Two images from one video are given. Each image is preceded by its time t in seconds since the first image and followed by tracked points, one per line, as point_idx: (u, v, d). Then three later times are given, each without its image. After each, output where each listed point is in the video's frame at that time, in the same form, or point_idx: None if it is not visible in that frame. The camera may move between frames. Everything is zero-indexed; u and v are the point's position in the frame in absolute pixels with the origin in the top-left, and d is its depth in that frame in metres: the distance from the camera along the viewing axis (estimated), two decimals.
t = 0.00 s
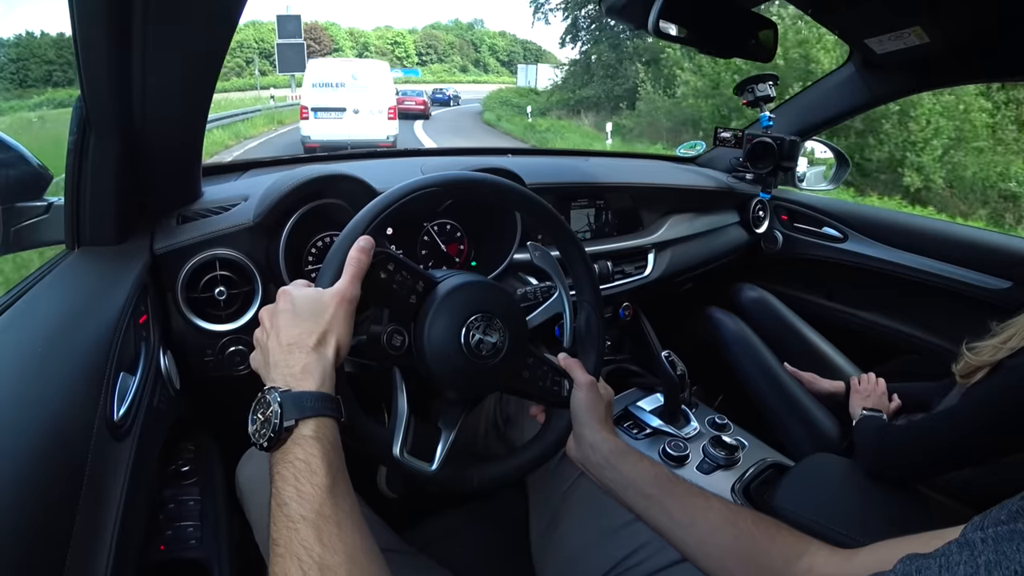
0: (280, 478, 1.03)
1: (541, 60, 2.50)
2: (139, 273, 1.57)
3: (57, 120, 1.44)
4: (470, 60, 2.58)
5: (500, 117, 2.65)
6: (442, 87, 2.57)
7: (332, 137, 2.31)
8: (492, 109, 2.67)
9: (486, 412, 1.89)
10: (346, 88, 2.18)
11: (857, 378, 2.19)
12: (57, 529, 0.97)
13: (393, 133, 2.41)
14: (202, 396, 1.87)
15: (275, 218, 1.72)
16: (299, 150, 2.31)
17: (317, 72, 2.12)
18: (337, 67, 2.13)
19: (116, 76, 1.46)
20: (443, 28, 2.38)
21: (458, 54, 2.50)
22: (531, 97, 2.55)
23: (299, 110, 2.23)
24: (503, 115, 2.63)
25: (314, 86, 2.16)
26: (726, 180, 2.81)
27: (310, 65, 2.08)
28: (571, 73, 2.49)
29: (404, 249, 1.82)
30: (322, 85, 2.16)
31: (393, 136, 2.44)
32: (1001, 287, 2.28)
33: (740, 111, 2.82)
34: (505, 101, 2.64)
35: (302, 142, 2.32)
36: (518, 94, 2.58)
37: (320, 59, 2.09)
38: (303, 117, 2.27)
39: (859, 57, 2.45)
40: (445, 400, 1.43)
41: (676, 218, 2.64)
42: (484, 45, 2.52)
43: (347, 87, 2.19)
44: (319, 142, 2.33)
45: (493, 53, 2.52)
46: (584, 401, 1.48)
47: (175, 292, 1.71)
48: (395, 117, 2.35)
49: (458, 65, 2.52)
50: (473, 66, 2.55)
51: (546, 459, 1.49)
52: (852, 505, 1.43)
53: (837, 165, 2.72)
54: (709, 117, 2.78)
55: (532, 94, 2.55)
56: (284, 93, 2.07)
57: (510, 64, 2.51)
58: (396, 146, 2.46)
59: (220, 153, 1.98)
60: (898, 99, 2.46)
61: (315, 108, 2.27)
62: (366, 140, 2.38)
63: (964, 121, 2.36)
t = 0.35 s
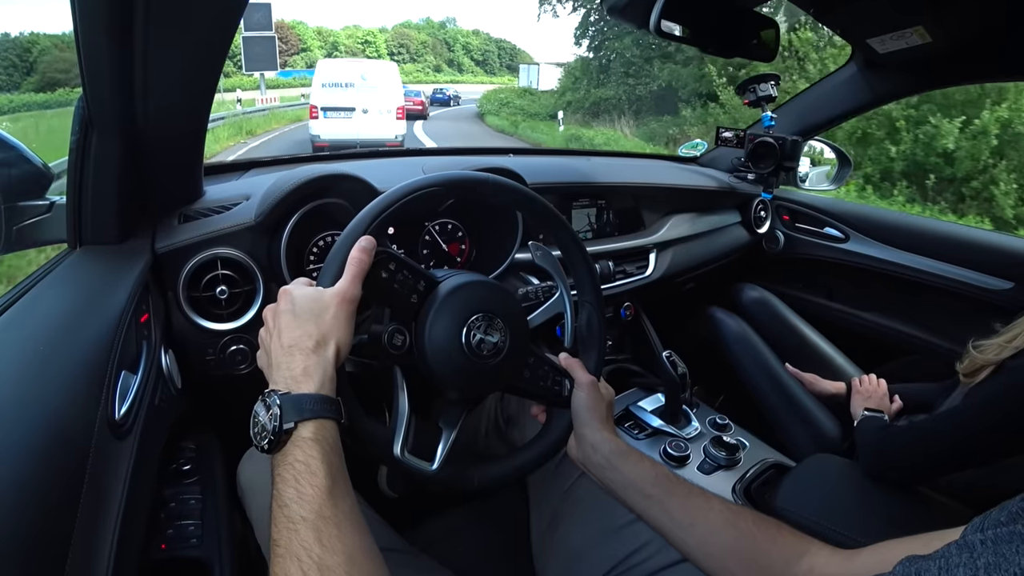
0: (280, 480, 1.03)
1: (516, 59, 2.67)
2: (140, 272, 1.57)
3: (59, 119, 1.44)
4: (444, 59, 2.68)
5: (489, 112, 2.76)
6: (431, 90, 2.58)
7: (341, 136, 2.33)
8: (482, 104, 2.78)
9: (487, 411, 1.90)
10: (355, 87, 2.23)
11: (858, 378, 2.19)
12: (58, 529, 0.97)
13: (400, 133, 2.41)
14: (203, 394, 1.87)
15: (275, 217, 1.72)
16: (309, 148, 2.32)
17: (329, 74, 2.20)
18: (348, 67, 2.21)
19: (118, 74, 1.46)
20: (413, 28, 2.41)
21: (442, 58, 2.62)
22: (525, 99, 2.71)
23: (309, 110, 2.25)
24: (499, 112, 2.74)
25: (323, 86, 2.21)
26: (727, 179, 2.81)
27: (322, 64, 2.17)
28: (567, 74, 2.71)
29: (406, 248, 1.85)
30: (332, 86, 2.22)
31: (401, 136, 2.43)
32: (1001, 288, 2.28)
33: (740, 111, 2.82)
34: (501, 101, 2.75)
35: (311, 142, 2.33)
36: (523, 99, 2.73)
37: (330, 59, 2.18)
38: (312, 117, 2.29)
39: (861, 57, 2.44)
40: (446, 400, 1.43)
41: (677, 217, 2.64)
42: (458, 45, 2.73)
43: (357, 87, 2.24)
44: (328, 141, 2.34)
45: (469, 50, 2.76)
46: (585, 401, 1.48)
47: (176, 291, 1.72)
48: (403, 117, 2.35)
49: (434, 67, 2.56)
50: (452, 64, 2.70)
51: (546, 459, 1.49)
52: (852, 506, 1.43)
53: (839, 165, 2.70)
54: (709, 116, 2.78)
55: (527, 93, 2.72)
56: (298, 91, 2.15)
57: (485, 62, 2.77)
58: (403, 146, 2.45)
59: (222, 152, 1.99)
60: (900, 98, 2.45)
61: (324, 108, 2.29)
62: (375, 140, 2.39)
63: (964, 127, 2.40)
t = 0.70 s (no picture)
0: (286, 484, 1.04)
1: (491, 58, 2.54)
2: (141, 274, 1.57)
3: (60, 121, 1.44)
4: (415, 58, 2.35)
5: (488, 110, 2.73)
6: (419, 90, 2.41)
7: (348, 136, 2.39)
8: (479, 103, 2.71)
9: (488, 411, 1.90)
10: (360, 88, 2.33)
11: (859, 377, 2.19)
12: (61, 531, 0.97)
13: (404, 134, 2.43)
14: (205, 395, 1.87)
15: (276, 218, 1.72)
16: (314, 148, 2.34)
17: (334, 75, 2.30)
18: (353, 69, 2.30)
19: (119, 76, 1.46)
20: (384, 26, 2.22)
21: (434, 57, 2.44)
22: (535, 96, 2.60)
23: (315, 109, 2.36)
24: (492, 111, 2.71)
25: (329, 87, 2.32)
26: (728, 179, 2.81)
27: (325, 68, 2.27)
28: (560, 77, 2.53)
29: (406, 248, 1.84)
30: (337, 86, 2.33)
31: (405, 136, 2.45)
32: (1003, 287, 2.28)
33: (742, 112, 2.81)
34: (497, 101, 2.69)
35: (317, 142, 2.36)
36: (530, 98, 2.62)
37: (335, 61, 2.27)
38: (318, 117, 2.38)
39: (861, 56, 2.44)
40: (447, 399, 1.43)
41: (678, 217, 2.64)
42: (431, 43, 2.42)
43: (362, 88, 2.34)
44: (334, 141, 2.39)
45: (440, 52, 2.48)
46: (587, 400, 1.48)
47: (178, 292, 1.72)
48: (407, 118, 2.40)
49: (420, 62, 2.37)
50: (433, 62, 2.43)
51: (548, 459, 1.49)
52: (854, 505, 1.43)
53: (839, 165, 2.71)
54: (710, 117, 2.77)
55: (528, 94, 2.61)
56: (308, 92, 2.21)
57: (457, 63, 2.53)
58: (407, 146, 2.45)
59: (222, 153, 1.99)
60: (901, 97, 2.45)
61: (330, 109, 2.40)
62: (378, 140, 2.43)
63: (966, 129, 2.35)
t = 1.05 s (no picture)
0: (287, 488, 1.04)
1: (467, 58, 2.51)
2: (141, 274, 1.57)
3: (60, 120, 1.44)
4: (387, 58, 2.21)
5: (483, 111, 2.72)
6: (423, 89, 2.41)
7: (349, 136, 2.32)
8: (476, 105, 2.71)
9: (488, 412, 1.90)
10: (361, 89, 2.20)
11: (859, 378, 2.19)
12: (60, 535, 0.96)
13: (406, 133, 2.42)
14: (206, 395, 1.87)
15: (276, 217, 1.72)
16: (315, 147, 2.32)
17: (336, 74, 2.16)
18: (354, 68, 2.16)
19: (119, 75, 1.46)
20: (353, 24, 2.10)
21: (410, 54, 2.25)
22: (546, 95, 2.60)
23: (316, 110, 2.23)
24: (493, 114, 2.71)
25: (331, 87, 2.18)
26: (728, 180, 2.81)
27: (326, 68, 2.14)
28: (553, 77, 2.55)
29: (406, 249, 1.84)
30: (339, 87, 2.19)
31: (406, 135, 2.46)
32: (1003, 288, 2.28)
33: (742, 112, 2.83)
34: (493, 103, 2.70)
35: (318, 142, 2.33)
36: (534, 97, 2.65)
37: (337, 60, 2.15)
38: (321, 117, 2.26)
39: (861, 56, 2.44)
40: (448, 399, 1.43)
41: (678, 217, 2.64)
42: (402, 41, 2.22)
43: (364, 89, 2.20)
44: (338, 141, 2.33)
45: (412, 50, 2.27)
46: (587, 400, 1.49)
47: (178, 292, 1.72)
48: (408, 117, 2.32)
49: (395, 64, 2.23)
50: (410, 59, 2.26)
51: (548, 459, 1.49)
52: (853, 506, 1.43)
53: (840, 166, 2.74)
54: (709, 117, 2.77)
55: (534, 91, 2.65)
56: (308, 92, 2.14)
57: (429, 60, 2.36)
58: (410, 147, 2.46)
59: (223, 153, 1.99)
60: (902, 97, 2.45)
61: (333, 109, 2.27)
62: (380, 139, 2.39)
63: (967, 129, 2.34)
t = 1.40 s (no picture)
0: (288, 490, 1.04)
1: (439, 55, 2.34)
2: (141, 274, 1.57)
3: (60, 121, 1.44)
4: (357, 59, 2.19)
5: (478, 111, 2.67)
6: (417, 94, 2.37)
7: (349, 135, 2.33)
8: (474, 109, 2.67)
9: (488, 412, 1.90)
10: (361, 90, 2.23)
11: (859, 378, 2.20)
12: (60, 535, 0.96)
13: (403, 134, 2.42)
14: (207, 396, 1.87)
15: (275, 218, 1.71)
16: (315, 147, 2.34)
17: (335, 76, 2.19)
18: (354, 70, 2.20)
19: (118, 77, 1.46)
20: (320, 24, 2.07)
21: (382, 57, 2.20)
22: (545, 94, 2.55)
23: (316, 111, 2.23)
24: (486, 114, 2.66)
25: (331, 89, 2.20)
26: (727, 180, 2.81)
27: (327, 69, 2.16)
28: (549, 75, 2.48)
29: (406, 249, 1.84)
30: (339, 88, 2.21)
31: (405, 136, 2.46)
32: (1002, 287, 2.27)
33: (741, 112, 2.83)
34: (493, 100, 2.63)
35: (318, 142, 2.34)
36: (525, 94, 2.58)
37: (335, 63, 2.17)
38: (321, 118, 2.26)
39: (861, 56, 2.44)
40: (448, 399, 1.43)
41: (678, 217, 2.64)
42: (372, 41, 2.16)
43: (363, 91, 2.24)
44: (337, 141, 2.33)
45: (383, 51, 2.20)
46: (587, 399, 1.49)
47: (177, 292, 1.72)
48: (406, 118, 2.36)
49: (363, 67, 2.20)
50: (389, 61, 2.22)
51: (548, 458, 1.49)
52: (853, 505, 1.43)
53: (840, 165, 2.74)
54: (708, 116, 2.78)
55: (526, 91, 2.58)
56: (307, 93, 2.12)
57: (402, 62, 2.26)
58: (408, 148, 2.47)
59: (223, 153, 1.99)
60: (902, 97, 2.44)
61: (332, 110, 2.28)
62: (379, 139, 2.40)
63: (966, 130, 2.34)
